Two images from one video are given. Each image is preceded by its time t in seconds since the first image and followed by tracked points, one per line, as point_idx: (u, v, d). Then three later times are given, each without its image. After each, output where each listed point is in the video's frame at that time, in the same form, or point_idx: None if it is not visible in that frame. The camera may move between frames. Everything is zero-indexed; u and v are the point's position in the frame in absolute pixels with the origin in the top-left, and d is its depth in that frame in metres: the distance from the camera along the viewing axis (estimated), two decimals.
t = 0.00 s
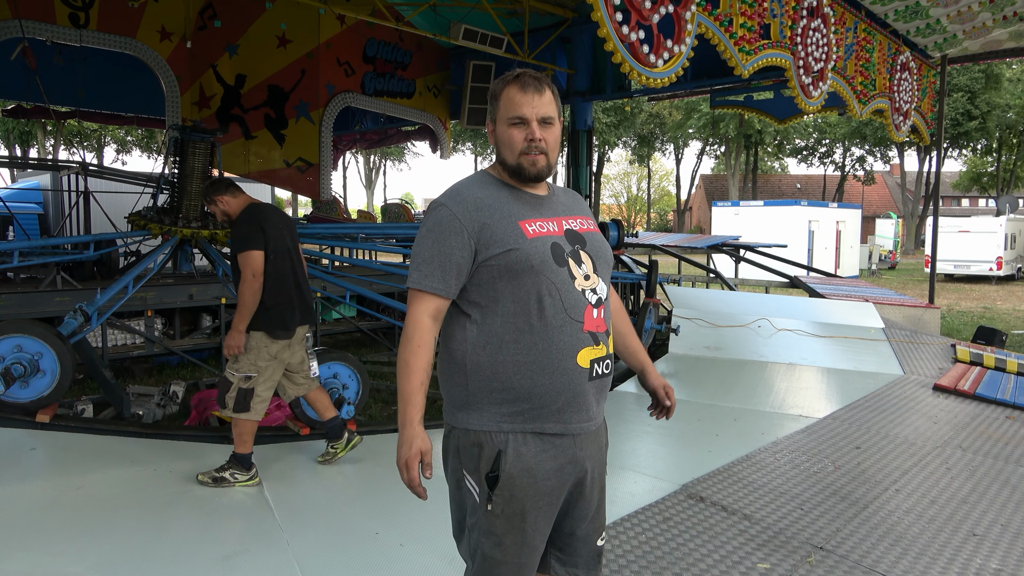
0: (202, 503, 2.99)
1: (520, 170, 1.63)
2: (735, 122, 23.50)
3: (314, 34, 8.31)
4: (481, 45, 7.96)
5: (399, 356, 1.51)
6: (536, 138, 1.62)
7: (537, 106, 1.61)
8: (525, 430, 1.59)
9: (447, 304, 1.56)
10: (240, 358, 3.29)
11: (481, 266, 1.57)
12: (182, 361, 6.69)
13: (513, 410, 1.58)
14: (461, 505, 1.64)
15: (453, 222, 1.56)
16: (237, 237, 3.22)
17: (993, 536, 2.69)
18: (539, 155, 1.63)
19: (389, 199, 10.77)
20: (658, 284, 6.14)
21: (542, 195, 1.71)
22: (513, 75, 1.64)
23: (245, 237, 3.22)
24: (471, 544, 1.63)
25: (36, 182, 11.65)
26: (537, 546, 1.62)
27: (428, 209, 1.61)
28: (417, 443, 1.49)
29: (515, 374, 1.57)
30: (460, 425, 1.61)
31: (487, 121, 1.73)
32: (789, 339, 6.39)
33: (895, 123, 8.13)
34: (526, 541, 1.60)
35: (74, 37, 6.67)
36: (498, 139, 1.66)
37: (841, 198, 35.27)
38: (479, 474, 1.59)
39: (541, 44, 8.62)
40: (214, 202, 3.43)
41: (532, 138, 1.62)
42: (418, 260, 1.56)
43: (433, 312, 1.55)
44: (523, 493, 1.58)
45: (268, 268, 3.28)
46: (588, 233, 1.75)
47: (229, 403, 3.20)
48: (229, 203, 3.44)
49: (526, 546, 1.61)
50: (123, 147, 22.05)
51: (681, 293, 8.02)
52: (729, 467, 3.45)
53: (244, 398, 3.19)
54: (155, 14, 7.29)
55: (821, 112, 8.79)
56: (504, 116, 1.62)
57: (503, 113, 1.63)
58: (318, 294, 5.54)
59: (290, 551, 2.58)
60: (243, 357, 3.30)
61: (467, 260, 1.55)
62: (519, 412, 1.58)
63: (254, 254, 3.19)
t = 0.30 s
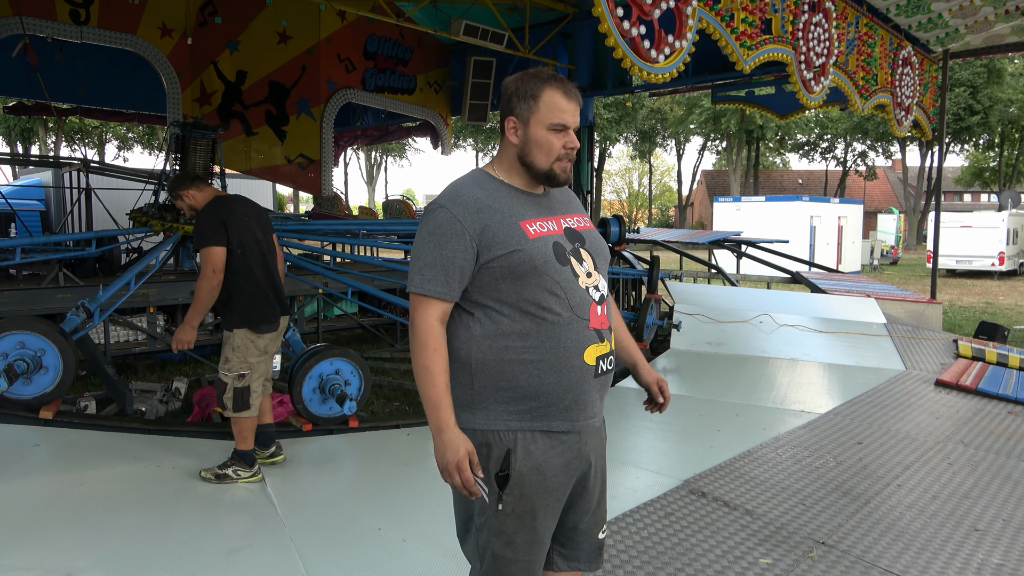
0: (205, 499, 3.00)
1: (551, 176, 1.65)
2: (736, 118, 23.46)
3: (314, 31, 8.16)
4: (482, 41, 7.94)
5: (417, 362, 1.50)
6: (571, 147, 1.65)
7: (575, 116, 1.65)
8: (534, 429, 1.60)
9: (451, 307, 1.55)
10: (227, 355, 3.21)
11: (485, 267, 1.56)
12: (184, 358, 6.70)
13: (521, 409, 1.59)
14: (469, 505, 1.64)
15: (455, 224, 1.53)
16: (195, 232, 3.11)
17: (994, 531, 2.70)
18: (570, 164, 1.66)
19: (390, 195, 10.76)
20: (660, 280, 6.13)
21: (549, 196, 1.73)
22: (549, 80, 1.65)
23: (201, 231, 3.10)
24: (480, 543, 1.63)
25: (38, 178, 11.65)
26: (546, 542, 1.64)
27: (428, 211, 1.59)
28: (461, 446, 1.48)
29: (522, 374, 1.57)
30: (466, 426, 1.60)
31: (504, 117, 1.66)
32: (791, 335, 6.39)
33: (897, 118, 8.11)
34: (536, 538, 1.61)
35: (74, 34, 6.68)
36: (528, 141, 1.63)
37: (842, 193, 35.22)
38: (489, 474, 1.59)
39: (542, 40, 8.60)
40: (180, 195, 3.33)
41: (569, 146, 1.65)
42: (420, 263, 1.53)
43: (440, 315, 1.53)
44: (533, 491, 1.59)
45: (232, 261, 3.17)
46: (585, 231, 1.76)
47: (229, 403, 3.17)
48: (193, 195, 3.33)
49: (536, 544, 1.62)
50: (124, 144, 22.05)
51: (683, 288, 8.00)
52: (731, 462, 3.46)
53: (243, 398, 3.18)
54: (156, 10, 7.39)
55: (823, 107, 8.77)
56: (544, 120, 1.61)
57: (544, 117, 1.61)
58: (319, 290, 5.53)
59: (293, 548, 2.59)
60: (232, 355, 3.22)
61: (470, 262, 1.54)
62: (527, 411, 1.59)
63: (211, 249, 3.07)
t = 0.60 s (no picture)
0: (212, 495, 3.02)
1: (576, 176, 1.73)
2: (740, 113, 23.39)
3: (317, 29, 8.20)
4: (485, 38, 7.94)
5: (426, 365, 1.48)
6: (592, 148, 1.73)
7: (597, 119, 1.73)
8: (548, 428, 1.60)
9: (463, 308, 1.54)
10: (228, 352, 3.22)
11: (501, 267, 1.55)
12: (189, 355, 6.73)
13: (536, 409, 1.59)
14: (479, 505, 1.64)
15: (470, 223, 1.52)
16: (198, 226, 3.11)
17: (1000, 527, 2.70)
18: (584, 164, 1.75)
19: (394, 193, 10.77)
20: (664, 276, 6.13)
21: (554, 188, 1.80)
22: (577, 80, 1.67)
23: (204, 225, 3.11)
24: (492, 544, 1.63)
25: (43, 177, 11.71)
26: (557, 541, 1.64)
27: (439, 208, 1.57)
28: (457, 460, 1.50)
29: (538, 374, 1.58)
30: (479, 427, 1.60)
31: (542, 115, 1.64)
32: (795, 331, 6.38)
33: (902, 113, 8.08)
34: (549, 536, 1.62)
35: (78, 33, 6.68)
36: (565, 143, 1.67)
37: (847, 189, 35.10)
38: (502, 475, 1.59)
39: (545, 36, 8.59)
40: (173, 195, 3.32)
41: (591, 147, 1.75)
42: (434, 262, 1.52)
43: (452, 316, 1.52)
44: (547, 490, 1.60)
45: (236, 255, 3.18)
46: (592, 229, 1.78)
47: (233, 399, 3.20)
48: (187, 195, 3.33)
49: (549, 542, 1.62)
50: (129, 143, 22.13)
51: (687, 284, 7.99)
52: (735, 458, 3.46)
53: (248, 394, 3.21)
54: (159, 8, 7.34)
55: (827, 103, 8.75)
56: (584, 124, 1.66)
57: (583, 120, 1.67)
58: (324, 286, 5.54)
59: (300, 543, 2.61)
60: (233, 351, 3.23)
61: (486, 261, 1.53)
62: (542, 411, 1.59)
63: (216, 242, 3.09)
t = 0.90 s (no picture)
0: (208, 491, 3.02)
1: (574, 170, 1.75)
2: (736, 109, 23.37)
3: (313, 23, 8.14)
4: (480, 33, 7.91)
5: (442, 357, 1.45)
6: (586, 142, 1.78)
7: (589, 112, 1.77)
8: (554, 423, 1.60)
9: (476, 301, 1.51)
10: (235, 340, 3.20)
11: (513, 261, 1.54)
12: (184, 352, 6.71)
13: (543, 404, 1.59)
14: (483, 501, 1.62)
15: (484, 215, 1.50)
16: (202, 212, 3.08)
17: (993, 520, 2.71)
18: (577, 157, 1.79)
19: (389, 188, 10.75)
20: (659, 271, 6.14)
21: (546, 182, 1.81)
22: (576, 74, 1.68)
23: (209, 211, 3.09)
24: (497, 539, 1.61)
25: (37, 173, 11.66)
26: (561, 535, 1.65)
27: (450, 198, 1.54)
28: (484, 452, 1.45)
29: (548, 369, 1.58)
30: (486, 424, 1.58)
31: (551, 113, 1.63)
32: (790, 326, 6.40)
33: (897, 108, 8.10)
34: (555, 530, 1.62)
35: (72, 27, 6.65)
36: (570, 138, 1.68)
37: (842, 184, 35.16)
38: (511, 471, 1.58)
39: (541, 31, 8.58)
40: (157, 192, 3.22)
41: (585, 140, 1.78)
42: (449, 255, 1.49)
43: (467, 309, 1.49)
44: (553, 484, 1.60)
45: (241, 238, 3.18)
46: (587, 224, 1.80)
47: (242, 388, 3.19)
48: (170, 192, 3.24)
49: (554, 536, 1.63)
50: (123, 139, 22.06)
51: (682, 279, 8.01)
52: (730, 453, 3.47)
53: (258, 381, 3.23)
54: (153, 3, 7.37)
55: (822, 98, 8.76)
56: (587, 120, 1.69)
57: (584, 116, 1.69)
58: (319, 282, 5.54)
59: (296, 539, 2.61)
60: (239, 339, 3.21)
61: (500, 255, 1.52)
62: (550, 406, 1.59)
63: (225, 224, 3.08)
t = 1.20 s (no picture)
0: (208, 487, 3.02)
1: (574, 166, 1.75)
2: (735, 105, 23.36)
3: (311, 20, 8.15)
4: (480, 29, 7.89)
5: (465, 355, 1.45)
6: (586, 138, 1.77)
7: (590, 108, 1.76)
8: (556, 417, 1.60)
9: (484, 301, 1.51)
10: (239, 339, 3.19)
11: (517, 258, 1.54)
12: (184, 348, 6.71)
13: (547, 399, 1.59)
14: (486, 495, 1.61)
15: (489, 213, 1.49)
16: (207, 208, 3.07)
17: (992, 516, 2.72)
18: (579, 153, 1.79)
19: (389, 185, 10.74)
20: (658, 267, 6.15)
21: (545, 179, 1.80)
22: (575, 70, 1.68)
23: (214, 207, 3.07)
24: (500, 533, 1.61)
25: (35, 169, 11.64)
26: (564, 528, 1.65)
27: (454, 197, 1.53)
28: (527, 439, 1.47)
29: (552, 365, 1.58)
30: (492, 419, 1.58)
31: (548, 108, 1.63)
32: (790, 322, 6.41)
33: (896, 104, 8.10)
34: (557, 523, 1.62)
35: (70, 24, 6.65)
36: (568, 134, 1.67)
37: (842, 180, 35.14)
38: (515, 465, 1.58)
39: (540, 27, 8.56)
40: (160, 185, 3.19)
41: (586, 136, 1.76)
42: (455, 254, 1.48)
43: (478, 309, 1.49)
44: (556, 479, 1.60)
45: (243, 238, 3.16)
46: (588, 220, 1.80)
47: (248, 386, 3.19)
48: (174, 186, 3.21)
49: (557, 530, 1.63)
50: (122, 135, 22.02)
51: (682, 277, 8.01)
52: (730, 449, 3.48)
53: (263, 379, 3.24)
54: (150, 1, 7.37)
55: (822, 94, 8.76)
56: (585, 114, 1.68)
57: (581, 110, 1.68)
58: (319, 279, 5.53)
59: (297, 534, 2.62)
60: (244, 337, 3.20)
61: (505, 252, 1.51)
62: (552, 401, 1.59)
63: (229, 222, 3.06)
